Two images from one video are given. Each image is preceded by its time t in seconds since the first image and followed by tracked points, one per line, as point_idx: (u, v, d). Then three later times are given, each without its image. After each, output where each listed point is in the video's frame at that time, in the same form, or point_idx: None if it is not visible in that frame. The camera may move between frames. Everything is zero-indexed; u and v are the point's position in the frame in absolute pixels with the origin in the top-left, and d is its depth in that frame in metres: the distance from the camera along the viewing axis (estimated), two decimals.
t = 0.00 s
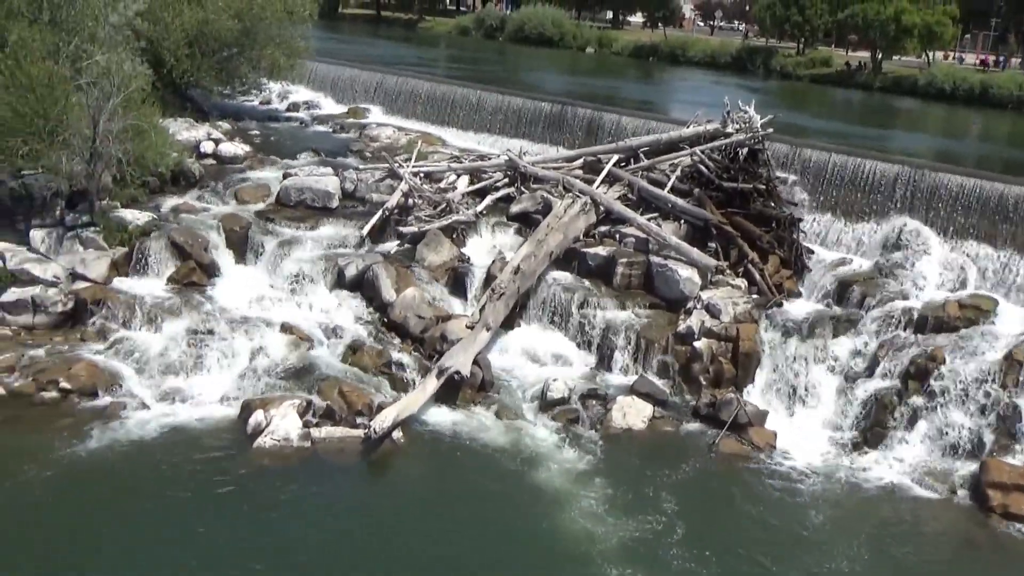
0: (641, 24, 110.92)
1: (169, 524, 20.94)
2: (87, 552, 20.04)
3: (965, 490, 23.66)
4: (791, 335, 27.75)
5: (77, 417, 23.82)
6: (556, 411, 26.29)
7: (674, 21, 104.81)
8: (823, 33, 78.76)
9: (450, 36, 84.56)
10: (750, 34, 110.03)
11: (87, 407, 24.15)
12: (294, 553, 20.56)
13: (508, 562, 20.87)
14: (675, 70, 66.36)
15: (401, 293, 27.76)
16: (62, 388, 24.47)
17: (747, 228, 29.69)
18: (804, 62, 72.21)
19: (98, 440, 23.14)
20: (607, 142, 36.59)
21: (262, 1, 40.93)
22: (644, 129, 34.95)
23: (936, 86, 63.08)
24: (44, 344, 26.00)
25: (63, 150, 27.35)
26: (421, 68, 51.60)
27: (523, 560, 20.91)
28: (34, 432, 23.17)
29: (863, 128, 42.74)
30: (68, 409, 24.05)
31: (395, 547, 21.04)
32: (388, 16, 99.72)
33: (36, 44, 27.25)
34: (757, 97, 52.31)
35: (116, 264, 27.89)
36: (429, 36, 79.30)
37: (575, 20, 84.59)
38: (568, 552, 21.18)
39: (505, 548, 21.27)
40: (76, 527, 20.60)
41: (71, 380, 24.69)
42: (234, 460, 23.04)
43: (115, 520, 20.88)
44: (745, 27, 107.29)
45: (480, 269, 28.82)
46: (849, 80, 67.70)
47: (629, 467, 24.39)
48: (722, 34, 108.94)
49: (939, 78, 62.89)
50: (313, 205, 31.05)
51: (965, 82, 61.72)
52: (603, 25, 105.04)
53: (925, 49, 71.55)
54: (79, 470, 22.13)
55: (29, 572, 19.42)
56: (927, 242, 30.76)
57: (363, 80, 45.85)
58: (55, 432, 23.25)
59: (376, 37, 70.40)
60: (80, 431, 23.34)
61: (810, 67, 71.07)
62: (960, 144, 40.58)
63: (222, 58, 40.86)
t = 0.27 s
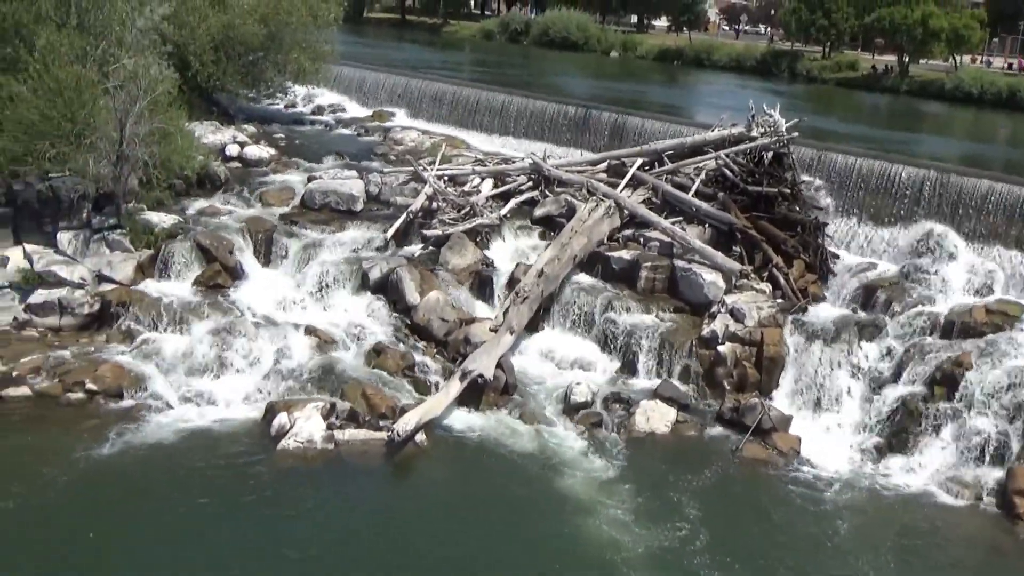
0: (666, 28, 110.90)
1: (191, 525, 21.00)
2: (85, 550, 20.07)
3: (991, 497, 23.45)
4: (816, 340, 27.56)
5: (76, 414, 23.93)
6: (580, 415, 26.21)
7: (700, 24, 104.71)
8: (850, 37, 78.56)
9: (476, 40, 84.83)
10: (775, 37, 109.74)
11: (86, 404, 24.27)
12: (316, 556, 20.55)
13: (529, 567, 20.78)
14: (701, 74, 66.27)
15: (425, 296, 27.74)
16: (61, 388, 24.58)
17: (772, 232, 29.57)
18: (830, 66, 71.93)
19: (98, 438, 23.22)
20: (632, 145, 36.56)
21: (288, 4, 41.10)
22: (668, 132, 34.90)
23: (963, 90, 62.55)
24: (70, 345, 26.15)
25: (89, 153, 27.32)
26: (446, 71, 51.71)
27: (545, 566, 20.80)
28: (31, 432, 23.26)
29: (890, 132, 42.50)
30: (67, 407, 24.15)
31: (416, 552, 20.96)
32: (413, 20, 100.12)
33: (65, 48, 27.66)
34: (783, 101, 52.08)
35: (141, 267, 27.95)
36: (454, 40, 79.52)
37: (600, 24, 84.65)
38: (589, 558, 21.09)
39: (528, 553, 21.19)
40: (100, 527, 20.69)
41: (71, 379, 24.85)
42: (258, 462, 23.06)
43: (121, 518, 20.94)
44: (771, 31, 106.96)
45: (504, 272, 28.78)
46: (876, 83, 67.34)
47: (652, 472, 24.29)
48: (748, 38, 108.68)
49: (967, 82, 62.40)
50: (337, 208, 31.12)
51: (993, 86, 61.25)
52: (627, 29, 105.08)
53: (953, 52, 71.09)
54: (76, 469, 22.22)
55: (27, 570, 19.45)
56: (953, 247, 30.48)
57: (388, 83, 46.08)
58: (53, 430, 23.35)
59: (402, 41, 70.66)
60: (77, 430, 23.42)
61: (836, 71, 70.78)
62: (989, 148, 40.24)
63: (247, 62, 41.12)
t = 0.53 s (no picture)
0: (691, 33, 110.85)
1: (214, 528, 21.05)
2: (86, 550, 20.11)
3: (1021, 504, 23.17)
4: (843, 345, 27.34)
5: (77, 415, 24.01)
6: (604, 420, 26.13)
7: (725, 30, 104.55)
8: (877, 41, 78.37)
9: (501, 45, 84.96)
10: (801, 42, 109.43)
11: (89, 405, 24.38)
12: (339, 560, 20.55)
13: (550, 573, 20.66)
14: (727, 79, 66.14)
15: (450, 301, 27.74)
16: (61, 390, 24.68)
17: (798, 237, 29.43)
18: (857, 70, 71.64)
19: (97, 439, 23.28)
20: (657, 150, 36.53)
21: (314, 11, 41.29)
22: (693, 137, 34.84)
23: (991, 94, 61.98)
24: (98, 348, 26.24)
25: (118, 158, 27.63)
26: (471, 77, 51.79)
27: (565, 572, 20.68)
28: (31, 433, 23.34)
29: (917, 137, 42.24)
30: (69, 408, 24.24)
31: (439, 557, 20.90)
32: (438, 26, 100.46)
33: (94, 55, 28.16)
34: (809, 107, 51.87)
35: (169, 271, 28.07)
36: (480, 45, 79.68)
37: (625, 30, 84.58)
38: (613, 564, 20.99)
39: (553, 560, 21.09)
40: (125, 529, 20.78)
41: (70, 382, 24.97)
42: (283, 467, 23.07)
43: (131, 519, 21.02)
44: (797, 36, 106.61)
45: (529, 277, 28.75)
46: (903, 88, 67.00)
47: (678, 478, 24.18)
48: (774, 43, 108.46)
49: (995, 86, 61.88)
50: (362, 212, 31.19)
51: (1022, 90, 60.77)
52: (652, 34, 105.03)
53: (981, 57, 70.65)
54: (77, 470, 22.28)
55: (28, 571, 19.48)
56: (981, 252, 30.21)
57: (413, 88, 46.26)
58: (54, 431, 23.43)
59: (427, 46, 70.85)
60: (77, 431, 23.51)
61: (862, 76, 70.47)
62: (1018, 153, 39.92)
63: (273, 67, 41.20)
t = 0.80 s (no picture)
0: (718, 36, 110.60)
1: (237, 528, 21.12)
2: (86, 550, 20.15)
3: None
4: (869, 349, 27.14)
5: (74, 416, 24.12)
6: (630, 423, 26.03)
7: (751, 33, 104.26)
8: (904, 44, 78.06)
9: (527, 49, 85.07)
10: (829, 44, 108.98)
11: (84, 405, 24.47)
12: (364, 563, 20.55)
13: None
14: (754, 82, 65.94)
15: (475, 304, 27.74)
16: (58, 392, 24.82)
17: (824, 241, 29.26)
18: (884, 73, 71.30)
19: (95, 440, 23.40)
20: (682, 153, 36.46)
21: (340, 15, 41.50)
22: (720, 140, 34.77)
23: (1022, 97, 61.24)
24: (126, 350, 26.37)
25: (145, 160, 27.81)
26: (496, 79, 51.80)
27: None
28: (28, 433, 23.41)
29: (945, 140, 41.93)
30: (65, 408, 24.33)
31: (463, 561, 20.85)
32: (463, 29, 100.76)
33: (120, 58, 28.55)
34: (836, 109, 51.50)
35: (196, 274, 28.15)
36: (505, 48, 79.83)
37: (651, 33, 84.40)
38: (638, 569, 20.90)
39: (578, 566, 20.99)
40: (151, 529, 20.88)
41: (65, 384, 25.11)
42: (309, 469, 23.09)
43: (142, 519, 21.10)
44: (824, 38, 105.98)
45: (554, 280, 28.71)
46: (932, 90, 66.57)
47: (703, 482, 24.06)
48: (800, 46, 108.10)
49: None
50: (387, 216, 31.20)
51: None
52: (678, 37, 104.80)
53: (1011, 59, 70.07)
54: (77, 470, 22.38)
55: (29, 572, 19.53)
56: (1010, 256, 29.94)
57: (439, 91, 46.35)
58: (49, 432, 23.49)
59: (454, 49, 71.06)
60: (73, 431, 23.61)
61: (890, 79, 70.08)
62: None
63: (300, 70, 41.35)
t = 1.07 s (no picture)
0: (741, 40, 110.44)
1: (257, 527, 21.12)
2: (87, 550, 20.09)
3: None
4: (895, 354, 27.01)
5: (68, 418, 24.06)
6: (653, 426, 25.91)
7: (774, 36, 104.03)
8: (930, 47, 77.85)
9: (551, 52, 85.19)
10: (854, 47, 108.61)
11: (77, 407, 24.41)
12: (387, 564, 20.51)
13: None
14: (779, 85, 65.80)
15: (499, 306, 27.71)
16: (55, 394, 24.81)
17: (850, 244, 29.09)
18: (910, 76, 71.04)
19: (90, 441, 23.34)
20: (707, 156, 36.41)
21: (364, 17, 41.57)
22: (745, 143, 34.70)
23: None
24: (151, 351, 26.48)
25: (171, 162, 27.86)
26: (520, 83, 51.84)
27: None
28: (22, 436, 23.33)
29: (972, 144, 41.66)
30: (59, 410, 24.28)
31: (486, 563, 20.79)
32: (485, 32, 101.07)
33: (146, 62, 28.72)
34: (860, 113, 51.32)
35: (221, 275, 28.23)
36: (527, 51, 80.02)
37: (675, 36, 84.32)
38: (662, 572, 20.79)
39: (601, 568, 20.89)
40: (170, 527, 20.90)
41: (61, 387, 25.04)
42: (333, 470, 23.10)
43: (150, 519, 21.03)
44: (850, 39, 105.64)
45: (578, 283, 28.65)
46: (958, 93, 66.24)
47: (728, 486, 23.93)
48: (824, 50, 107.86)
49: None
50: (412, 217, 31.21)
51: None
52: (701, 39, 104.68)
53: None
54: (76, 472, 22.31)
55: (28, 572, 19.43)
56: None
57: (462, 94, 46.43)
58: (43, 435, 23.41)
59: (477, 52, 71.27)
60: (68, 433, 23.53)
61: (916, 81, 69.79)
62: None
63: (324, 73, 41.53)
